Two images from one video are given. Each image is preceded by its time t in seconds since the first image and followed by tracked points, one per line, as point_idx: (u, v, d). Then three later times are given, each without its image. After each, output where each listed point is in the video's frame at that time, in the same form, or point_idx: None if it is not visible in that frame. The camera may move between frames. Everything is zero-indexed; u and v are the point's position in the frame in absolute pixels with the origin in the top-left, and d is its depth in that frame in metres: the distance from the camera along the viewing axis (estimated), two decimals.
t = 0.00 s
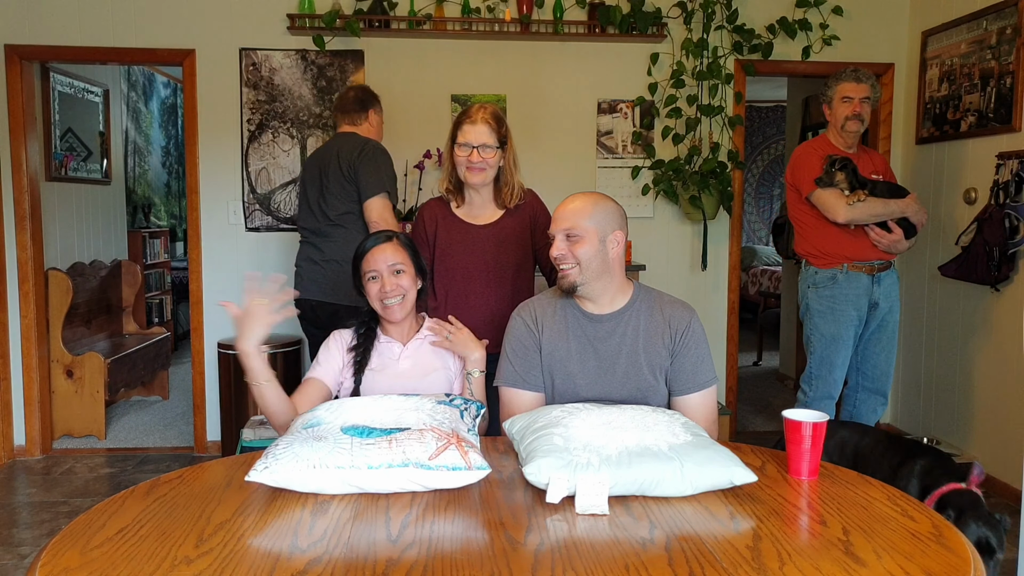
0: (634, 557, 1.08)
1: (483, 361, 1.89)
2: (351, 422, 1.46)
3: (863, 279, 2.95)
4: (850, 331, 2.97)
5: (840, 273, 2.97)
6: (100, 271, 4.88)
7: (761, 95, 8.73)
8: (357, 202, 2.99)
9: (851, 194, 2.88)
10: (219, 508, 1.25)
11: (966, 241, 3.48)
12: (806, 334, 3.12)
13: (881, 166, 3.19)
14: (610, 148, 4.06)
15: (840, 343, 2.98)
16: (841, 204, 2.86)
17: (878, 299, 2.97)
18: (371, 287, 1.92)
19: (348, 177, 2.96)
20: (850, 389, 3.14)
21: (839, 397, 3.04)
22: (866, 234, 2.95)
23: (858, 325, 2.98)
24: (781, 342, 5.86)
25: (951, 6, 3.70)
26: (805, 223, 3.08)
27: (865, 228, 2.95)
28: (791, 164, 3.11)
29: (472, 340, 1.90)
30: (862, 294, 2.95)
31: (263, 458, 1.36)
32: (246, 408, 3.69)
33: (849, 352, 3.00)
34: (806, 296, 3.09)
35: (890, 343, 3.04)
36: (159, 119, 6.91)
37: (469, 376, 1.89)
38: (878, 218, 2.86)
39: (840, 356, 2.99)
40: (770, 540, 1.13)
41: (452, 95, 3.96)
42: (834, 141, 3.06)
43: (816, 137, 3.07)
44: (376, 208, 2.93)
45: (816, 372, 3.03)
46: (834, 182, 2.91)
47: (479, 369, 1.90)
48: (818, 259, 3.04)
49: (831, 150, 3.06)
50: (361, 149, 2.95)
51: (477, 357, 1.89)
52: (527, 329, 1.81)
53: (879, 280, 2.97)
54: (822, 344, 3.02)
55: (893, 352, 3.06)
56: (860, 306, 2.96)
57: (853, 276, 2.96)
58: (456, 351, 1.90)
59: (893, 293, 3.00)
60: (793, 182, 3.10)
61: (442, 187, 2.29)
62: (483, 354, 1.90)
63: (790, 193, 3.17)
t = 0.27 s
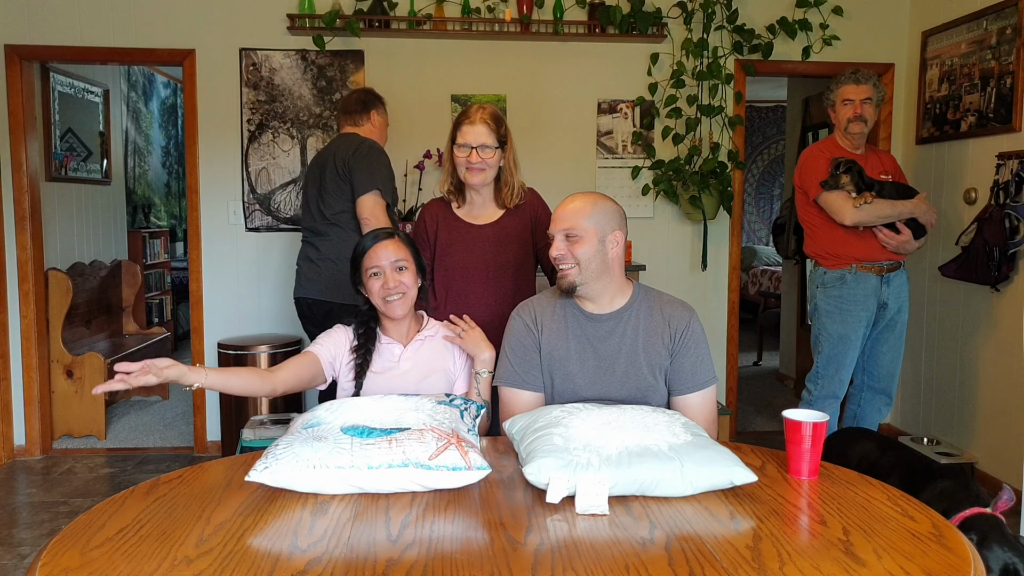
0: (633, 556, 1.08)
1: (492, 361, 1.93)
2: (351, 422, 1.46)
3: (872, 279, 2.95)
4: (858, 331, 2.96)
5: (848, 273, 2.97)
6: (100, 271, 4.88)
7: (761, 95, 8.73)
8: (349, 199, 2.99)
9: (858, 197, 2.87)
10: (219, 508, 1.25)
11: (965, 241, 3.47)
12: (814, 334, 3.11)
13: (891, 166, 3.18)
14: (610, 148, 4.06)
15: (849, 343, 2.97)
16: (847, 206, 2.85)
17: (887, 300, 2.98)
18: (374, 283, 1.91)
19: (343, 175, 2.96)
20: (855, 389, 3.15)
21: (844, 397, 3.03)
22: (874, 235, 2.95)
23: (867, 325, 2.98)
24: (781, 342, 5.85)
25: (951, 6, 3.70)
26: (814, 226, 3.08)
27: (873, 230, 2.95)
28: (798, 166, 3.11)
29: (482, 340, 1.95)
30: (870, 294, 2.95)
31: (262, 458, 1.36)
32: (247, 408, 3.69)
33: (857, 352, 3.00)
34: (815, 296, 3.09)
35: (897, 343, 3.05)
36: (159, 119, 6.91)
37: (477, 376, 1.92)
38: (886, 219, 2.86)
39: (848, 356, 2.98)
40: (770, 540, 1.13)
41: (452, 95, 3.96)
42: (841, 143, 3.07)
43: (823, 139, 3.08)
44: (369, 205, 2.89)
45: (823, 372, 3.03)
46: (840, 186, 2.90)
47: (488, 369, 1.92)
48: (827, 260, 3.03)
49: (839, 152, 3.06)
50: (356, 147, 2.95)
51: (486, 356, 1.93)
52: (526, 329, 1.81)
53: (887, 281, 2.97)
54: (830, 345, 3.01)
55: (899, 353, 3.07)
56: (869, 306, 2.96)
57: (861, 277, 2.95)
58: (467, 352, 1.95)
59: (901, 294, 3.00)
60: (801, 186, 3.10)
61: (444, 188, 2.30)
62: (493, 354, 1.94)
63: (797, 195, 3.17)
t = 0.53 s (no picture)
0: (633, 556, 1.08)
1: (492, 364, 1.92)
2: (351, 422, 1.46)
3: (878, 279, 2.95)
4: (864, 331, 2.96)
5: (854, 273, 2.97)
6: (100, 271, 4.88)
7: (761, 95, 8.73)
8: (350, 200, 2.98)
9: (863, 198, 2.87)
10: (219, 508, 1.25)
11: (966, 241, 3.47)
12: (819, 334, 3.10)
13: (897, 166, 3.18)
14: (610, 148, 4.06)
15: (855, 343, 2.97)
16: (852, 207, 2.86)
17: (893, 300, 2.97)
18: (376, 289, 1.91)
19: (343, 175, 2.96)
20: (859, 388, 3.15)
21: (848, 396, 3.02)
22: (880, 235, 2.95)
23: (872, 326, 2.98)
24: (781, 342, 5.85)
25: (951, 6, 3.70)
26: (819, 227, 3.08)
27: (879, 230, 2.94)
28: (803, 168, 3.11)
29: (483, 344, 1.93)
30: (877, 294, 2.95)
31: (262, 458, 1.36)
32: (247, 408, 3.69)
33: (862, 352, 2.99)
34: (821, 297, 3.09)
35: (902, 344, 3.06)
36: (159, 119, 6.91)
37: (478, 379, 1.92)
38: (891, 219, 2.86)
39: (853, 356, 2.98)
40: (770, 540, 1.13)
41: (452, 96, 3.96)
42: (847, 144, 3.06)
43: (829, 140, 3.08)
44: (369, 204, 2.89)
45: (827, 372, 3.02)
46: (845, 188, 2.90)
47: (488, 372, 1.92)
48: (832, 260, 3.04)
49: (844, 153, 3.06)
50: (356, 149, 2.94)
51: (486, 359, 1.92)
52: (526, 330, 1.81)
53: (893, 281, 2.97)
54: (835, 344, 3.01)
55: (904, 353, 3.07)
56: (875, 306, 2.96)
57: (867, 277, 2.95)
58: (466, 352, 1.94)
59: (907, 294, 3.00)
60: (806, 187, 3.11)
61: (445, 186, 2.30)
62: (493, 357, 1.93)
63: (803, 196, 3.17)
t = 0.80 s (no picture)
0: (633, 556, 1.08)
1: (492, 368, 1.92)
2: (351, 422, 1.46)
3: (880, 280, 2.95)
4: (865, 331, 2.96)
5: (855, 273, 2.97)
6: (100, 271, 4.88)
7: (761, 95, 8.73)
8: (364, 204, 3.00)
9: (865, 197, 2.87)
10: (218, 508, 1.25)
11: (966, 241, 3.47)
12: (821, 334, 3.11)
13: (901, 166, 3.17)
14: (610, 148, 4.06)
15: (856, 343, 2.97)
16: (854, 207, 2.86)
17: (895, 301, 2.97)
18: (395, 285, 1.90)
19: (356, 179, 2.97)
20: (860, 388, 3.16)
21: (849, 396, 3.02)
22: (882, 235, 2.95)
23: (874, 326, 2.98)
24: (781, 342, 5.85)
25: (951, 6, 3.70)
26: (823, 225, 3.08)
27: (881, 230, 2.94)
28: (807, 167, 3.11)
29: (483, 346, 1.93)
30: (878, 294, 2.95)
31: (262, 458, 1.36)
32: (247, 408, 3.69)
33: (864, 352, 2.99)
34: (823, 297, 3.10)
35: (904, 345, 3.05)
36: (159, 119, 6.91)
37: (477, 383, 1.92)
38: (893, 219, 2.86)
39: (854, 356, 2.98)
40: (770, 540, 1.13)
41: (452, 95, 3.96)
42: (851, 144, 3.06)
43: (833, 140, 3.08)
44: (388, 209, 2.94)
45: (828, 371, 3.03)
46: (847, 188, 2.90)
47: (487, 376, 1.92)
48: (835, 260, 3.04)
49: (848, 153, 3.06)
50: (369, 155, 2.94)
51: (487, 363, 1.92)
52: (526, 330, 1.81)
53: (896, 281, 2.96)
54: (837, 344, 3.01)
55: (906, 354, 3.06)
56: (876, 307, 2.96)
57: (869, 277, 2.96)
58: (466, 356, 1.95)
59: (909, 295, 2.99)
60: (811, 186, 3.11)
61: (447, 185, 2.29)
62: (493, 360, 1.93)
63: (807, 196, 3.18)
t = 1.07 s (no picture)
0: (633, 557, 1.08)
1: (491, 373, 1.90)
2: (351, 422, 1.46)
3: (881, 280, 2.95)
4: (866, 331, 2.96)
5: (856, 273, 2.97)
6: (100, 271, 4.88)
7: (761, 95, 8.73)
8: (393, 211, 3.06)
9: (865, 198, 2.87)
10: (218, 508, 1.25)
11: (966, 241, 3.47)
12: (822, 334, 3.11)
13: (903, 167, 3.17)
14: (610, 148, 4.06)
15: (856, 344, 2.97)
16: (855, 207, 2.86)
17: (895, 301, 2.97)
18: (400, 281, 1.92)
19: (385, 184, 3.03)
20: (861, 389, 3.15)
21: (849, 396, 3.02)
22: (883, 235, 2.94)
23: (874, 326, 2.97)
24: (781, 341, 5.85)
25: (951, 6, 3.70)
26: (823, 225, 3.08)
27: (882, 230, 2.94)
28: (808, 167, 3.11)
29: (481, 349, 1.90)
30: (879, 294, 2.95)
31: (262, 458, 1.36)
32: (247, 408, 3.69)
33: (864, 352, 2.99)
34: (823, 297, 3.10)
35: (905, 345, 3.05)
36: (159, 119, 6.91)
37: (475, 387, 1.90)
38: (894, 219, 2.86)
39: (855, 356, 2.98)
40: (770, 540, 1.13)
41: (452, 96, 3.96)
42: (852, 144, 3.07)
43: (834, 140, 3.08)
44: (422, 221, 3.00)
45: (829, 371, 3.02)
46: (848, 188, 2.91)
47: (486, 379, 1.90)
48: (835, 260, 3.04)
49: (849, 153, 3.06)
50: (400, 164, 3.02)
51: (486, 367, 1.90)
52: (520, 330, 1.81)
53: (896, 282, 2.96)
54: (837, 344, 3.01)
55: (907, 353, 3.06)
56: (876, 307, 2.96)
57: (869, 277, 2.95)
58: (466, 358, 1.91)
59: (910, 295, 2.99)
60: (811, 186, 3.11)
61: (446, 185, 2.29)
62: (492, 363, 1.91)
63: (808, 196, 3.18)
